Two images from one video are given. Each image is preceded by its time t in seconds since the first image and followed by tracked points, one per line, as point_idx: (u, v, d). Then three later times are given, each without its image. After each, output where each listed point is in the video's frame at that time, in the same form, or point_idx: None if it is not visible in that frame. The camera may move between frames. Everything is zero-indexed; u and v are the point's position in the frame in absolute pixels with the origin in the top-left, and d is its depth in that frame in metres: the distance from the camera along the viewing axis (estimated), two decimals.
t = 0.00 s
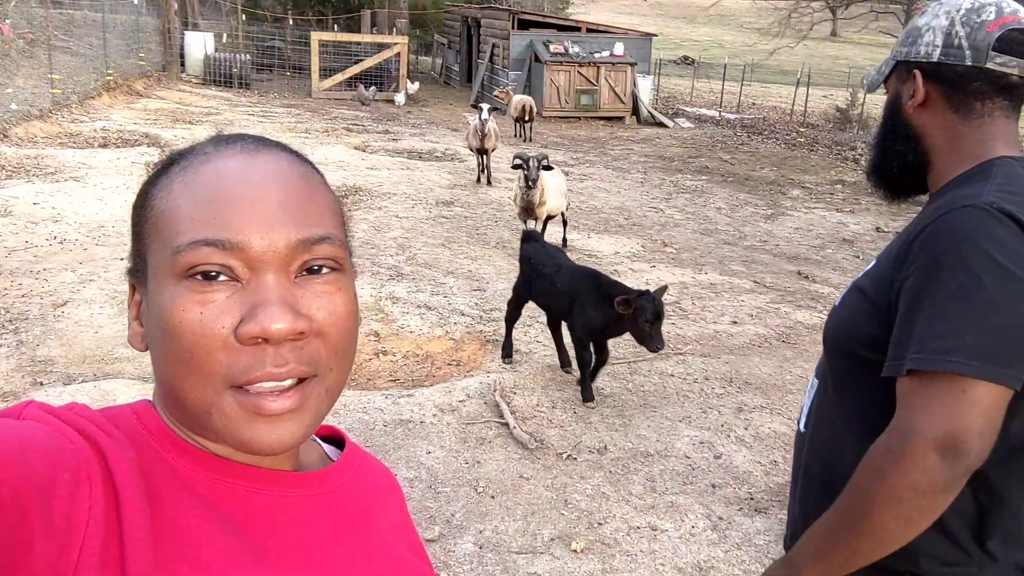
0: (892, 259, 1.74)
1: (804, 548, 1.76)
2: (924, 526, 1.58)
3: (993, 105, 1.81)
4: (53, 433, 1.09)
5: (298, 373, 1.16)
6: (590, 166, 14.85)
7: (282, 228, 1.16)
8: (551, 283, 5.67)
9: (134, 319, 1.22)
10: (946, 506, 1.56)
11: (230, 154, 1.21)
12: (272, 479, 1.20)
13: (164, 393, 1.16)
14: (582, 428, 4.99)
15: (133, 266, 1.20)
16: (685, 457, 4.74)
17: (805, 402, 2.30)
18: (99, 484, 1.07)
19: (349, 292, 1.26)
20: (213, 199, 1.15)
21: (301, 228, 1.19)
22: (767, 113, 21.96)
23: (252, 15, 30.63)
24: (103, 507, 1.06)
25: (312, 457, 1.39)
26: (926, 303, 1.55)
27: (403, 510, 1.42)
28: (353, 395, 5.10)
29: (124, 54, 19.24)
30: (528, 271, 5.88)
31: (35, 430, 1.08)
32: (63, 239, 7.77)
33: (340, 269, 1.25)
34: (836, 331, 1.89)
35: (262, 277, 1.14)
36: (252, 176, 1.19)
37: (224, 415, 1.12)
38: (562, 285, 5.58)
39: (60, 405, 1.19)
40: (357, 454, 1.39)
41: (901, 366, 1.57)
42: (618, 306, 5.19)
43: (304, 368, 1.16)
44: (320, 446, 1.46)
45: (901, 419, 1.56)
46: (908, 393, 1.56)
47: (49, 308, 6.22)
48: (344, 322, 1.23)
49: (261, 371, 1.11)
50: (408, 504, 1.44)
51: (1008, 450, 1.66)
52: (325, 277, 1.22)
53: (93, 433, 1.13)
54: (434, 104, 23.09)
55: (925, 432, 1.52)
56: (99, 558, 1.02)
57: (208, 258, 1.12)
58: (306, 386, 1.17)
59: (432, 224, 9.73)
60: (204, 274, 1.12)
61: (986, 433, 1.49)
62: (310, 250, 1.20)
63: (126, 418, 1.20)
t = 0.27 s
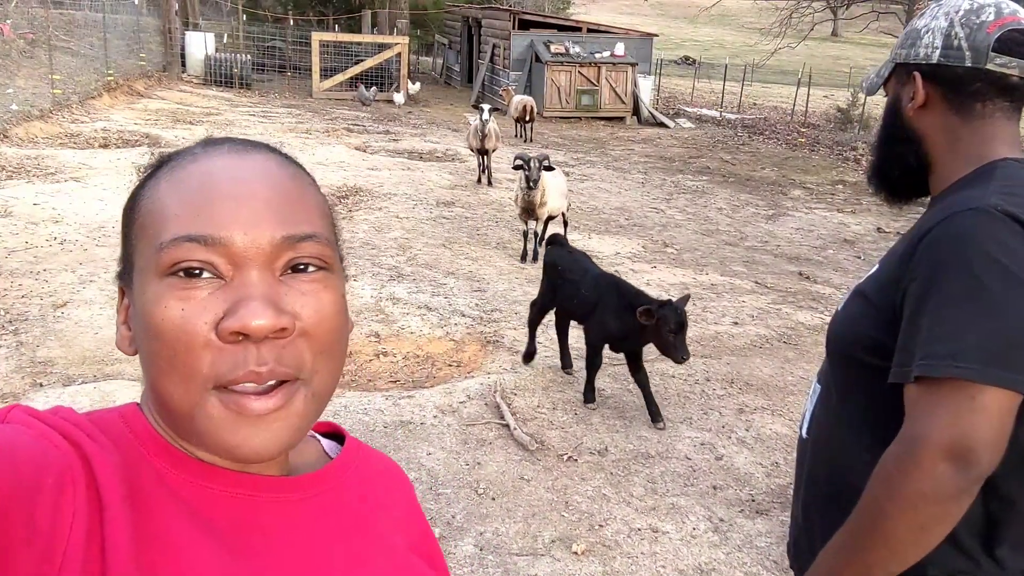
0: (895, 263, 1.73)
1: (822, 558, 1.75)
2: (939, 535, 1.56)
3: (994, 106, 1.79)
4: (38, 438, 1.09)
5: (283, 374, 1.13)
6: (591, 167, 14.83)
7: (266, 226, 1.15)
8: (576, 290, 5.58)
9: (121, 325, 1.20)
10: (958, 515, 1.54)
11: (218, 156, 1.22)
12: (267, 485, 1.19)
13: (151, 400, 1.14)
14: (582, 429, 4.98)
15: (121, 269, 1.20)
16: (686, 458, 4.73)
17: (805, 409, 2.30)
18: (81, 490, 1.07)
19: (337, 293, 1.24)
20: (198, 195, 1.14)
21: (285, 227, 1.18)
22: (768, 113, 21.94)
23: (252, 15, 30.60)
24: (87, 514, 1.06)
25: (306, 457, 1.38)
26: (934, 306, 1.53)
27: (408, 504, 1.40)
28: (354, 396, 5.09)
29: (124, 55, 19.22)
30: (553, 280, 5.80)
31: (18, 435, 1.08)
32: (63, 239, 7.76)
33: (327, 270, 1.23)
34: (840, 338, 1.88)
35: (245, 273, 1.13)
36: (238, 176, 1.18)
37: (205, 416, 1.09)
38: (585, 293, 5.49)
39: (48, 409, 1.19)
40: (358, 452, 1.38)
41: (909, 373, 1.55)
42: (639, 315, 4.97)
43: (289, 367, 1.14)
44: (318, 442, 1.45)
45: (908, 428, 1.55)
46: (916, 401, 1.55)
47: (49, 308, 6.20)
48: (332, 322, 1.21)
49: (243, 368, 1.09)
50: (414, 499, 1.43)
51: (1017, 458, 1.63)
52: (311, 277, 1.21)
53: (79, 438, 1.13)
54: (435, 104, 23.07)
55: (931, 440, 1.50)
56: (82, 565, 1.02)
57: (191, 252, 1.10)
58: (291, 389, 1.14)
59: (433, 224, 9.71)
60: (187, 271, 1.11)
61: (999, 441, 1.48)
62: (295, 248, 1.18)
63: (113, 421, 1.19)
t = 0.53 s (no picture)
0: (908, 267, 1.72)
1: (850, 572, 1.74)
2: (965, 546, 1.54)
3: (1007, 107, 1.77)
4: (22, 434, 1.12)
5: (265, 381, 1.12)
6: (596, 168, 14.81)
7: (248, 230, 1.14)
8: (606, 299, 5.45)
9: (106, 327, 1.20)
10: (983, 524, 1.53)
11: (204, 157, 1.21)
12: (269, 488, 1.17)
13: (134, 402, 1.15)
14: (587, 431, 4.97)
15: (107, 271, 1.20)
16: (691, 461, 4.72)
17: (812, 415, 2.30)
18: (66, 488, 1.10)
19: (324, 298, 1.22)
20: (179, 200, 1.14)
21: (269, 232, 1.16)
22: (774, 114, 21.90)
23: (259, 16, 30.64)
24: (72, 512, 1.09)
25: (308, 452, 1.36)
26: (951, 314, 1.52)
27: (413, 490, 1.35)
28: (359, 396, 5.09)
29: (131, 55, 19.26)
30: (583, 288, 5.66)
31: (6, 434, 1.12)
32: (70, 239, 7.78)
33: (313, 275, 1.22)
34: (850, 343, 1.88)
35: (226, 279, 1.12)
36: (221, 179, 1.17)
37: (184, 423, 1.08)
38: (619, 305, 5.36)
39: (39, 407, 1.23)
40: (354, 440, 1.34)
41: (928, 381, 1.54)
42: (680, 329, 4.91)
43: (271, 375, 1.12)
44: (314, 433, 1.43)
45: (930, 437, 1.53)
46: (935, 410, 1.53)
47: (55, 308, 6.22)
48: (317, 328, 1.19)
49: (222, 376, 1.08)
50: (424, 483, 1.37)
51: None
52: (296, 282, 1.19)
53: (65, 436, 1.16)
54: (441, 105, 23.07)
55: (956, 449, 1.48)
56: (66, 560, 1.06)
57: (170, 258, 1.10)
58: (273, 396, 1.13)
59: (438, 225, 9.71)
60: (168, 276, 1.11)
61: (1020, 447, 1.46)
62: (278, 254, 1.17)
63: (103, 418, 1.21)
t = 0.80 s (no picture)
0: (925, 267, 1.72)
1: (862, 572, 1.75)
2: (983, 549, 1.54)
3: None
4: (24, 428, 1.11)
5: (280, 371, 1.09)
6: (602, 170, 14.79)
7: (260, 219, 1.12)
8: (625, 306, 5.37)
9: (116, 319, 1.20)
10: (1004, 527, 1.53)
11: (217, 148, 1.20)
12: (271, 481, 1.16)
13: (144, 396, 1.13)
14: (593, 432, 4.95)
15: (118, 261, 1.19)
16: (697, 463, 4.70)
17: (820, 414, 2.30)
18: (67, 480, 1.09)
19: (338, 289, 1.20)
20: (194, 188, 1.13)
21: (281, 220, 1.15)
22: (780, 117, 21.85)
23: (267, 17, 30.70)
24: (72, 505, 1.07)
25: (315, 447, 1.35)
26: (980, 314, 1.50)
27: (419, 486, 1.36)
28: (364, 396, 5.08)
29: (139, 56, 19.32)
30: (598, 295, 5.58)
31: (6, 426, 1.10)
32: (77, 237, 7.80)
33: (327, 265, 1.19)
34: (864, 343, 1.88)
35: (238, 268, 1.10)
36: (232, 168, 1.17)
37: (192, 412, 1.06)
38: (639, 311, 5.28)
39: (41, 402, 1.22)
40: (362, 446, 1.34)
41: (952, 383, 1.53)
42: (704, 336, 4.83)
43: (286, 364, 1.09)
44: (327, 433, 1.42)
45: (953, 439, 1.53)
46: (958, 412, 1.53)
47: (62, 306, 6.23)
48: (331, 320, 1.17)
49: (233, 365, 1.05)
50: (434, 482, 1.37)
51: None
52: (310, 271, 1.17)
53: (67, 430, 1.14)
54: (447, 107, 23.09)
55: (981, 453, 1.48)
56: (65, 556, 1.04)
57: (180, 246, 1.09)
58: (288, 386, 1.10)
59: (444, 226, 9.71)
60: (179, 265, 1.10)
61: None
62: (291, 243, 1.15)
63: (110, 415, 1.20)
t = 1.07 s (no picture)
0: (944, 280, 1.72)
1: None
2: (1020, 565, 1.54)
3: None
4: (35, 441, 1.09)
5: (308, 382, 1.11)
6: (603, 170, 14.80)
7: (290, 232, 1.14)
8: (632, 309, 5.35)
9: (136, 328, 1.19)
10: None
11: (236, 157, 1.20)
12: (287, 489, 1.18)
13: (166, 404, 1.15)
14: (593, 433, 4.96)
15: (135, 270, 1.19)
16: (697, 464, 4.71)
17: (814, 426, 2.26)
18: (80, 493, 1.08)
19: (358, 300, 1.22)
20: (217, 200, 1.13)
21: (309, 233, 1.16)
22: (782, 117, 21.83)
23: (268, 17, 30.72)
24: (85, 519, 1.06)
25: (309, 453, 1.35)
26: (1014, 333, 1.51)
27: (411, 486, 1.41)
28: (365, 397, 5.09)
29: (140, 56, 19.34)
30: (603, 297, 5.57)
31: (18, 440, 1.09)
32: (78, 238, 7.82)
33: (349, 277, 1.22)
34: (875, 355, 1.86)
35: (268, 282, 1.11)
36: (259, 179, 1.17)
37: (228, 426, 1.08)
38: (644, 314, 5.25)
39: (44, 414, 1.20)
40: (357, 447, 1.37)
41: (986, 401, 1.52)
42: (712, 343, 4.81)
43: (314, 375, 1.12)
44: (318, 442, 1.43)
45: (987, 459, 1.52)
46: (991, 430, 1.53)
47: (63, 307, 6.24)
48: (355, 331, 1.19)
49: (266, 378, 1.07)
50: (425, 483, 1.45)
51: None
52: (332, 284, 1.19)
53: (76, 443, 1.13)
54: (448, 107, 23.09)
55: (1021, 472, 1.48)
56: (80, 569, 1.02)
57: (210, 258, 1.09)
58: (317, 396, 1.12)
59: (445, 226, 9.72)
60: (208, 278, 1.10)
61: None
62: (319, 256, 1.16)
63: (117, 426, 1.19)
